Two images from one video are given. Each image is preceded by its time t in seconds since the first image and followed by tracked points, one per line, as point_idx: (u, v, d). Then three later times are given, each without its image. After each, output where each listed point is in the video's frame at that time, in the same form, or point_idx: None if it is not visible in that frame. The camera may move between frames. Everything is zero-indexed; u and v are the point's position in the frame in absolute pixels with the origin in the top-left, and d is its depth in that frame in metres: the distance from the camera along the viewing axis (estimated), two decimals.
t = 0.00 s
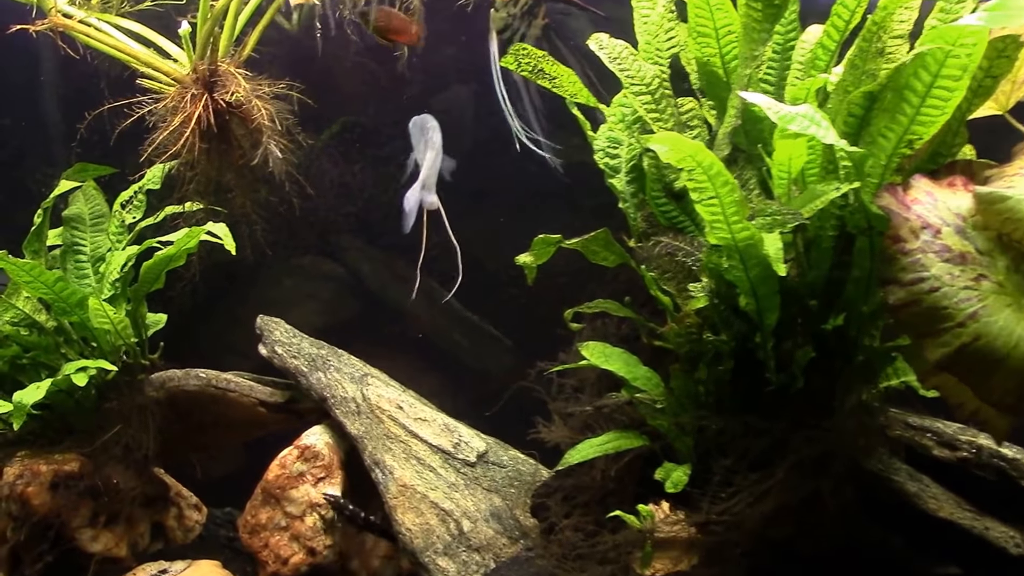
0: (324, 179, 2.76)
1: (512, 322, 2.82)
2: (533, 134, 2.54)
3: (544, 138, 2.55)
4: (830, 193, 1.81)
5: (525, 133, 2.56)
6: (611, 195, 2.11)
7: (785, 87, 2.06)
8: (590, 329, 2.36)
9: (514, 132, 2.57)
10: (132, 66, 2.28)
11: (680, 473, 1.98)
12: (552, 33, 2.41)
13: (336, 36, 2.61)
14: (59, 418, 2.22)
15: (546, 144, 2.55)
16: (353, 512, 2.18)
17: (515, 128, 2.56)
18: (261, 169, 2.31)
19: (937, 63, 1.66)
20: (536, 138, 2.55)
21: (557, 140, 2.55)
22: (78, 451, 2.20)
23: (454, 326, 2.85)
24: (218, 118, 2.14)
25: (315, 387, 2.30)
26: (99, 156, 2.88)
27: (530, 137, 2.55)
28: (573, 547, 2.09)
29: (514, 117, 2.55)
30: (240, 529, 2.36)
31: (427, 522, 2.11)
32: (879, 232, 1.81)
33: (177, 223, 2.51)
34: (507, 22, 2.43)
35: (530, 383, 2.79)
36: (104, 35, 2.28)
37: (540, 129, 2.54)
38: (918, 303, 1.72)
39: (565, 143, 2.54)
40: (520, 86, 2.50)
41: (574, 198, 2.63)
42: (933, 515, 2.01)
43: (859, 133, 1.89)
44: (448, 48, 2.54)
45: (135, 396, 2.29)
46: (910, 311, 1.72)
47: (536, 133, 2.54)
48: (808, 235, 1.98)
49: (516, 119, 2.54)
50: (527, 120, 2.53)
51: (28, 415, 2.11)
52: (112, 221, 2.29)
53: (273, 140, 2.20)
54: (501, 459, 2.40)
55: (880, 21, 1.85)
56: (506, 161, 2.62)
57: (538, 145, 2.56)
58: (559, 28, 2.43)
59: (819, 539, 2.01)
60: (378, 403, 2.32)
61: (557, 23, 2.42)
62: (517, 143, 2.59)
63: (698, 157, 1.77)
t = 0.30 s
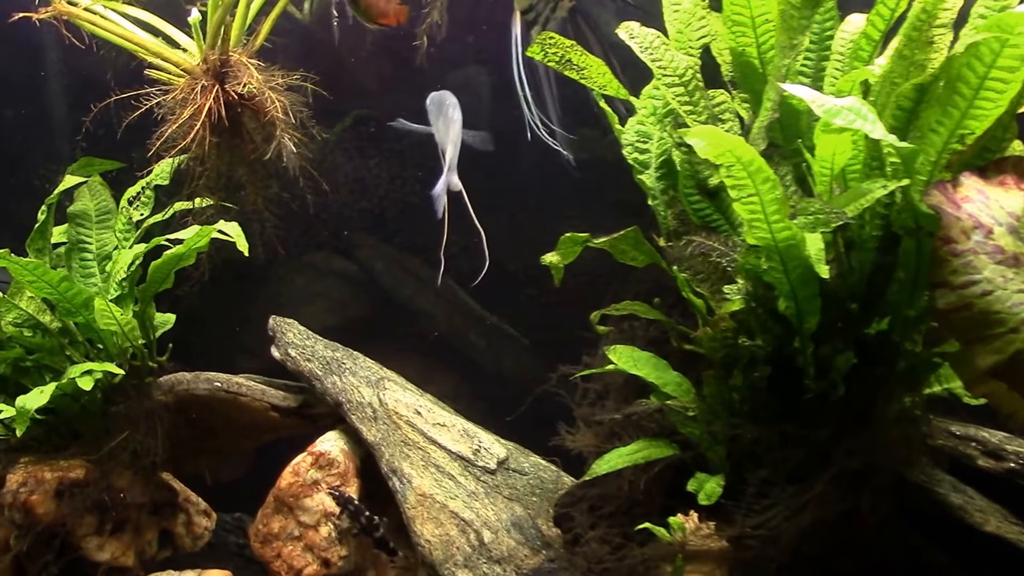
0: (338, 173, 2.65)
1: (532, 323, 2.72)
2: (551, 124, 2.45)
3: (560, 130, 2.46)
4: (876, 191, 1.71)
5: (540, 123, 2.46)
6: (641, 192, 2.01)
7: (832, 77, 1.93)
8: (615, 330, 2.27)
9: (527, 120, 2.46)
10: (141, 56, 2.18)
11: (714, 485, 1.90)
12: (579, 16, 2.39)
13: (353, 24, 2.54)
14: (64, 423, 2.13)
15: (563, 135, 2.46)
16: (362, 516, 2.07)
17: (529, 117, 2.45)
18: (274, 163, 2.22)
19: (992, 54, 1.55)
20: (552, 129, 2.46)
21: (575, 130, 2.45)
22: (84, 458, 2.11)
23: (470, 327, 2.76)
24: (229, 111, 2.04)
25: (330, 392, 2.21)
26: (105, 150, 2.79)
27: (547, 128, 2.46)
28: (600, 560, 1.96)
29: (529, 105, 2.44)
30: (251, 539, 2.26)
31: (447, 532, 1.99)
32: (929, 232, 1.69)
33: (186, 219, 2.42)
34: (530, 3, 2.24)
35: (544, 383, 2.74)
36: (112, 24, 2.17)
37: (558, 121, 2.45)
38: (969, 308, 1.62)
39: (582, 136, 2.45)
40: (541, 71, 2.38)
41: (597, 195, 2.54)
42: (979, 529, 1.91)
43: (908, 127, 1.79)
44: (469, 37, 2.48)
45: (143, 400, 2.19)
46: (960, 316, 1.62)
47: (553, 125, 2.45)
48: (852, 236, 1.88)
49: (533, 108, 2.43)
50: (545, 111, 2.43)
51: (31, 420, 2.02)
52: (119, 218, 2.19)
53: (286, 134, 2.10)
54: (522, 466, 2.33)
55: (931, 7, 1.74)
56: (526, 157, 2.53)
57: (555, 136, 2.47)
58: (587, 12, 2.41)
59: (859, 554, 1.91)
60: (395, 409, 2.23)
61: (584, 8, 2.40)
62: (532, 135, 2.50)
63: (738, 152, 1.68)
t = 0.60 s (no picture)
0: (352, 166, 2.56)
1: (552, 322, 2.64)
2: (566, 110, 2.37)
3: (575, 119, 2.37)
4: (926, 187, 1.62)
5: (553, 109, 2.38)
6: (671, 187, 1.92)
7: (872, 68, 1.83)
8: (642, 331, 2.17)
9: (539, 107, 2.37)
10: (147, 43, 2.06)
11: (748, 495, 1.82)
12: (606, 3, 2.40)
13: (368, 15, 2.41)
14: (68, 427, 2.05)
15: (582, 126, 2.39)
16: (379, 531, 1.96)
17: (541, 103, 2.37)
18: (286, 155, 2.13)
19: None
20: (566, 116, 2.38)
21: (591, 119, 2.38)
22: (90, 463, 2.03)
23: (488, 326, 2.68)
24: (240, 101, 1.95)
25: (345, 395, 2.09)
26: (111, 142, 2.70)
27: (560, 114, 2.38)
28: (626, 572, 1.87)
29: (543, 90, 2.37)
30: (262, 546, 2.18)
31: (467, 542, 1.90)
32: (982, 233, 1.59)
33: (194, 214, 2.33)
34: None
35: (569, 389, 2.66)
36: (118, 10, 2.05)
37: (573, 108, 2.37)
38: None
39: (601, 126, 2.38)
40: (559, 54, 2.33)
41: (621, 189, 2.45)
42: None
43: (959, 119, 1.67)
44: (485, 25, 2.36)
45: (150, 402, 2.11)
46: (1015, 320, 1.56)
47: (569, 112, 2.37)
48: (898, 235, 1.79)
49: (546, 93, 2.36)
50: (560, 96, 2.36)
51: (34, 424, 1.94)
52: (125, 213, 2.09)
53: (300, 126, 2.01)
54: (544, 472, 2.23)
55: None
56: (546, 149, 2.44)
57: (570, 124, 2.39)
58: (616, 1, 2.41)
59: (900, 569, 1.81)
60: (412, 412, 2.14)
61: None
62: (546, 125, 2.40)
63: (780, 146, 1.57)
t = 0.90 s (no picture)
0: (366, 157, 2.49)
1: (572, 318, 2.54)
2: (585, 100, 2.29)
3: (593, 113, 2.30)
4: (973, 182, 1.53)
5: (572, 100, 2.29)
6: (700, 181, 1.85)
7: (908, 56, 1.72)
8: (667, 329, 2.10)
9: (557, 97, 2.29)
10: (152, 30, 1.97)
11: (780, 504, 1.74)
12: None
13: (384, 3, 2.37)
14: (71, 429, 1.97)
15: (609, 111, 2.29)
16: (387, 545, 1.86)
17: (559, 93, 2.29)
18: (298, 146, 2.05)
19: None
20: (584, 109, 2.30)
21: (613, 109, 2.29)
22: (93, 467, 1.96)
23: (504, 319, 2.59)
24: (250, 91, 1.87)
25: (358, 397, 2.01)
26: (116, 132, 2.62)
27: (577, 106, 2.29)
28: None
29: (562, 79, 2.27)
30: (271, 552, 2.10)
31: (486, 550, 1.82)
32: None
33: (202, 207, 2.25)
34: None
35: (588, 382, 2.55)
36: None
37: (593, 99, 2.29)
38: None
39: (621, 117, 2.29)
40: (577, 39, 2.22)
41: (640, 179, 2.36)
42: None
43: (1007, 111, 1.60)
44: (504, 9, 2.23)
45: (155, 402, 2.03)
46: None
47: (587, 104, 2.29)
48: (940, 231, 1.70)
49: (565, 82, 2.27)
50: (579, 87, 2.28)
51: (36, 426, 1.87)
52: (129, 207, 2.01)
53: (312, 116, 1.93)
54: (564, 475, 2.15)
55: None
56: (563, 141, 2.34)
57: (589, 115, 2.30)
58: None
59: None
60: (428, 414, 2.06)
61: None
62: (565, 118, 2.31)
63: (817, 139, 1.48)
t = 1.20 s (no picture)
0: (377, 152, 2.43)
1: (588, 316, 2.50)
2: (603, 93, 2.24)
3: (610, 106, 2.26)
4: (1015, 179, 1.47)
5: (590, 94, 2.24)
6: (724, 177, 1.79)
7: (941, 46, 1.68)
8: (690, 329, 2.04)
9: (576, 90, 2.24)
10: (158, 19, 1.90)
11: (808, 512, 1.68)
12: None
13: None
14: (72, 433, 1.91)
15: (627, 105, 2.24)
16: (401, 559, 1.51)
17: (577, 86, 2.24)
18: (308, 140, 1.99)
19: None
20: (601, 105, 2.25)
21: (629, 105, 2.24)
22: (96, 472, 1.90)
23: (520, 317, 2.55)
24: (259, 83, 1.80)
25: (370, 400, 1.92)
26: (120, 126, 2.56)
27: (594, 102, 2.25)
28: None
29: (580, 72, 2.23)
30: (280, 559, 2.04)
31: (502, 558, 1.75)
32: None
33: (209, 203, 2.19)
34: None
35: (608, 382, 2.51)
36: None
37: (613, 94, 2.24)
38: None
39: (638, 112, 2.24)
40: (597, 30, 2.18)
41: (658, 174, 2.29)
42: None
43: None
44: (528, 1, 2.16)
45: (161, 406, 1.96)
46: None
47: (604, 99, 2.25)
48: (975, 230, 1.65)
49: (584, 75, 2.22)
50: (599, 81, 2.23)
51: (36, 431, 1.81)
52: (133, 204, 1.93)
53: (324, 110, 1.86)
54: (581, 479, 2.12)
55: None
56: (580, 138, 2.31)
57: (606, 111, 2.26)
58: None
59: None
60: (442, 418, 1.99)
61: None
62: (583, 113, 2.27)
63: (851, 135, 1.41)
